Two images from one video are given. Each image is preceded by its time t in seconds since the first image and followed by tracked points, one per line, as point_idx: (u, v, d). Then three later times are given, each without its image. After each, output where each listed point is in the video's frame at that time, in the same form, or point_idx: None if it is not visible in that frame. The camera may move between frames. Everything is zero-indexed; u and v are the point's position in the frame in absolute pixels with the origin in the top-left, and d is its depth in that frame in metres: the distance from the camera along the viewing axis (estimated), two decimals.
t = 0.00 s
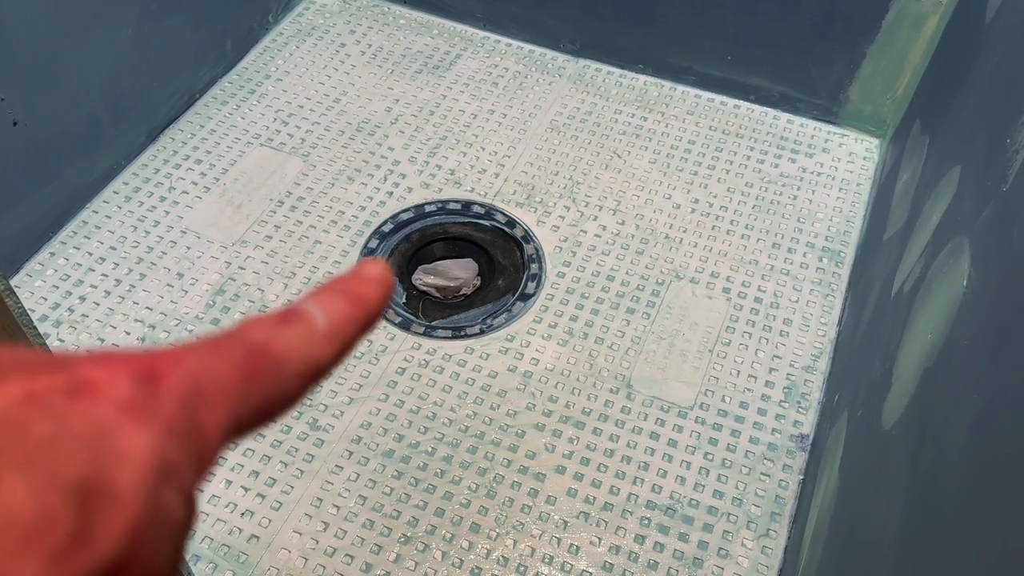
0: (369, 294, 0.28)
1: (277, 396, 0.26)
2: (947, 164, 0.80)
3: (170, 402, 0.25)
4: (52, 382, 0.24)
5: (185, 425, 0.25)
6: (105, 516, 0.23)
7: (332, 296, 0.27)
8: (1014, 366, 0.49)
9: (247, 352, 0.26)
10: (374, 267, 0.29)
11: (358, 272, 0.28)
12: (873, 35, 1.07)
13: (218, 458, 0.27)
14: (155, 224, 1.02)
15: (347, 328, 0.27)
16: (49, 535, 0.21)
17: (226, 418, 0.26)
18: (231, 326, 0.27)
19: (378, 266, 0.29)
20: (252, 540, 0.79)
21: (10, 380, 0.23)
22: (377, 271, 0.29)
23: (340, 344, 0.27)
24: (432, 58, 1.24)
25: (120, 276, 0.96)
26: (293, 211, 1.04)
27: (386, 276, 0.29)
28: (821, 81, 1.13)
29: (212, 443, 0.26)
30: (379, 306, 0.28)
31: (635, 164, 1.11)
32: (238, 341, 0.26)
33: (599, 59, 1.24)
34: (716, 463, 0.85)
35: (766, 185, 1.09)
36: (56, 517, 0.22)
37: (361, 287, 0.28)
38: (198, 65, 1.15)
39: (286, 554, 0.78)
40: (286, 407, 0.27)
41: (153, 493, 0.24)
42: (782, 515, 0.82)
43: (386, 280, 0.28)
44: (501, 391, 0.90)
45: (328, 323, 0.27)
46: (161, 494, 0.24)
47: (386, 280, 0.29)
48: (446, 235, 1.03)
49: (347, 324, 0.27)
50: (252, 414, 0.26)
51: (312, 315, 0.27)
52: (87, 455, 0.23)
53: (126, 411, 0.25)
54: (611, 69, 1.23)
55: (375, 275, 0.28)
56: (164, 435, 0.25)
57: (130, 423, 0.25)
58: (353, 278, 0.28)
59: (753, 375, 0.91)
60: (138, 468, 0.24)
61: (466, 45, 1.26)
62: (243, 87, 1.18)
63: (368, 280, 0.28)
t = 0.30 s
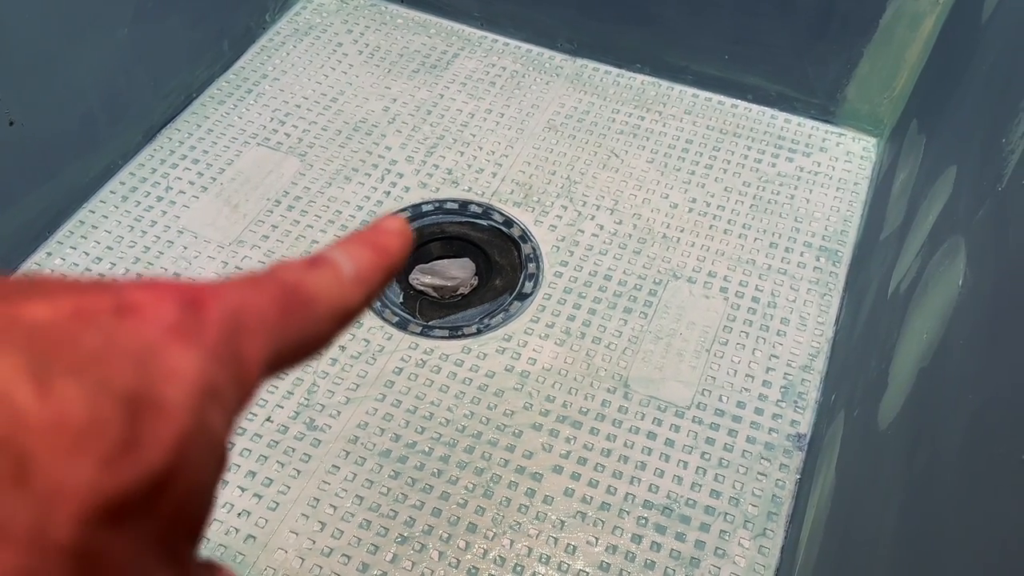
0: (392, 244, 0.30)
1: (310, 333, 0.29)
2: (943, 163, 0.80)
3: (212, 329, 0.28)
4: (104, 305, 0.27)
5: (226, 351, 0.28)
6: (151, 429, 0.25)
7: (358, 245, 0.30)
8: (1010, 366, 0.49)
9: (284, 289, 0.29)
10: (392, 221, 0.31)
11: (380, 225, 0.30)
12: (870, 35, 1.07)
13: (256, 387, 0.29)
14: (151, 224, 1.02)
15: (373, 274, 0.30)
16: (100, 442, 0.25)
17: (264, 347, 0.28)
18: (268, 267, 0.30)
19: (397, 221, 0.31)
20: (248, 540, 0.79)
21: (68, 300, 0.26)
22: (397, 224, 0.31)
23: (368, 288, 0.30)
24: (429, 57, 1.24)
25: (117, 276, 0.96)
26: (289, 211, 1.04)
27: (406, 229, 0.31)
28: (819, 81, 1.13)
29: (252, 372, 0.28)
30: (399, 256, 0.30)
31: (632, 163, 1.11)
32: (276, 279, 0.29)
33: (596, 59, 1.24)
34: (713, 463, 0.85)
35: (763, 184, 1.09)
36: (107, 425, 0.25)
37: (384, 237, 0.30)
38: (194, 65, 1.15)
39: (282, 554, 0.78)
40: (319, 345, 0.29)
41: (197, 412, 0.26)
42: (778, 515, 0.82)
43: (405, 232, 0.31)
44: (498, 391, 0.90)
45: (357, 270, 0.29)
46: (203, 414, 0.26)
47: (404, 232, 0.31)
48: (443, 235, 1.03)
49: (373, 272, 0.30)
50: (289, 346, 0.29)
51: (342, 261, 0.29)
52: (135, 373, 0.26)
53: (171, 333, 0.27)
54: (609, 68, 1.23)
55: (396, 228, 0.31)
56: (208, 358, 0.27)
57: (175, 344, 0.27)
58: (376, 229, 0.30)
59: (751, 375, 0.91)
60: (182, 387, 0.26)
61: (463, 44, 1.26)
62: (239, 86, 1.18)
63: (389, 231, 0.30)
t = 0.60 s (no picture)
0: (417, 221, 0.29)
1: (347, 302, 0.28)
2: (939, 162, 0.80)
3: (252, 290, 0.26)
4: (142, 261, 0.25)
5: (268, 315, 0.26)
6: (198, 388, 0.24)
7: (385, 220, 0.29)
8: (1005, 364, 0.49)
9: (320, 257, 0.27)
10: (417, 197, 0.30)
11: (404, 202, 0.30)
12: (867, 33, 1.07)
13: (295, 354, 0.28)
14: (147, 223, 1.02)
15: (402, 248, 0.29)
16: (148, 398, 0.23)
17: (304, 312, 0.27)
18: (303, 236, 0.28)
19: (421, 197, 0.30)
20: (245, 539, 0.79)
21: (111, 257, 0.25)
22: (421, 200, 0.30)
23: (399, 260, 0.29)
24: (427, 56, 1.24)
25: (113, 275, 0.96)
26: (286, 209, 1.04)
27: (429, 206, 0.30)
28: (816, 79, 1.13)
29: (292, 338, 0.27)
30: (424, 233, 0.30)
31: (629, 162, 1.11)
32: (312, 247, 0.28)
33: (593, 57, 1.24)
34: (710, 462, 0.85)
35: (760, 183, 1.09)
36: (154, 382, 0.23)
37: (409, 213, 0.29)
38: (191, 64, 1.15)
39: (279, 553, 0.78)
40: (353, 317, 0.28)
41: (242, 372, 0.25)
42: (775, 513, 0.82)
43: (429, 210, 0.30)
44: (495, 390, 0.90)
45: (386, 243, 0.28)
46: (248, 375, 0.25)
47: (429, 208, 0.30)
48: (440, 233, 1.03)
49: (402, 247, 0.29)
50: (326, 316, 0.27)
51: (373, 232, 0.28)
52: (179, 330, 0.24)
53: (216, 292, 0.26)
54: (606, 66, 1.23)
55: (421, 204, 0.30)
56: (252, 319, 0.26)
57: (220, 303, 0.25)
58: (400, 205, 0.30)
59: (748, 373, 0.91)
60: (228, 346, 0.25)
61: (460, 43, 1.26)
62: (236, 85, 1.18)
63: (414, 207, 0.30)
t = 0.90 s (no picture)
0: (434, 235, 0.32)
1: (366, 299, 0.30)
2: (940, 161, 0.79)
3: (271, 276, 0.28)
4: (160, 243, 0.26)
5: (285, 299, 0.28)
6: (213, 371, 0.25)
7: (405, 229, 0.31)
8: (1006, 368, 0.48)
9: (339, 254, 0.29)
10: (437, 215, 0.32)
11: (423, 215, 0.32)
12: (868, 31, 1.06)
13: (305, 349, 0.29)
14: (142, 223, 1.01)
15: (420, 256, 0.31)
16: (165, 378, 0.24)
17: (323, 302, 0.29)
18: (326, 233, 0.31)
19: (439, 215, 0.32)
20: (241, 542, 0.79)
21: (126, 235, 0.26)
22: (440, 217, 0.32)
23: (419, 267, 0.31)
24: (424, 53, 1.22)
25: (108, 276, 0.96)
26: (282, 209, 1.03)
27: (446, 224, 0.32)
28: (816, 77, 1.12)
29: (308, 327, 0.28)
30: (439, 247, 0.32)
31: (629, 161, 1.10)
32: (337, 241, 0.30)
33: (592, 55, 1.23)
34: (710, 464, 0.84)
35: (761, 182, 1.08)
36: (170, 362, 0.24)
37: (427, 227, 0.32)
38: (186, 61, 1.14)
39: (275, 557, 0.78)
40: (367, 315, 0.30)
41: (259, 358, 0.26)
42: (776, 516, 0.81)
43: (445, 225, 0.32)
44: (493, 391, 0.89)
45: (406, 250, 0.30)
46: (262, 361, 0.26)
47: (444, 225, 0.32)
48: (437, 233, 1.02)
49: (420, 254, 0.31)
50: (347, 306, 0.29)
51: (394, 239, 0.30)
52: (195, 312, 0.25)
53: (230, 275, 0.27)
54: (605, 64, 1.22)
55: (439, 220, 0.32)
56: (266, 306, 0.27)
57: (236, 287, 0.27)
58: (421, 218, 0.32)
59: (748, 374, 0.90)
60: (241, 328, 0.26)
61: (458, 40, 1.25)
62: (232, 83, 1.17)
63: (433, 222, 0.32)
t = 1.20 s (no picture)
0: (424, 298, 0.39)
1: (334, 349, 0.34)
2: (952, 158, 0.77)
3: (241, 324, 0.31)
4: (132, 289, 0.30)
5: (254, 346, 0.31)
6: (182, 416, 0.28)
7: (395, 290, 0.38)
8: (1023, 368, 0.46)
9: (311, 305, 0.33)
10: (428, 280, 0.40)
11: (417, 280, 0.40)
12: (876, 25, 1.04)
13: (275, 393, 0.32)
14: (133, 221, 0.98)
15: (400, 313, 0.37)
16: (132, 425, 0.26)
17: (287, 352, 0.32)
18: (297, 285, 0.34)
19: (430, 279, 0.40)
20: (234, 550, 0.77)
21: (95, 282, 0.29)
22: (431, 284, 0.40)
23: (392, 324, 0.36)
24: (422, 48, 1.20)
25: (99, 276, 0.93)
26: (276, 207, 1.01)
27: (437, 289, 0.40)
28: (823, 72, 1.10)
29: (274, 376, 0.32)
30: (429, 310, 0.39)
31: (631, 159, 1.08)
32: (308, 296, 0.34)
33: (594, 49, 1.20)
34: (715, 469, 0.82)
35: (766, 180, 1.06)
36: (137, 409, 0.27)
37: (417, 290, 0.39)
38: (180, 55, 1.11)
39: (268, 565, 0.76)
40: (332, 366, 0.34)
41: (226, 404, 0.29)
42: (784, 523, 0.79)
43: (437, 293, 0.40)
44: (492, 395, 0.87)
45: (386, 309, 0.36)
46: (229, 405, 0.29)
47: (437, 291, 0.40)
48: (436, 233, 1.00)
49: (401, 311, 0.37)
50: (310, 354, 0.33)
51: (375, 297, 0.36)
52: (166, 357, 0.28)
53: (199, 322, 0.30)
54: (607, 60, 1.19)
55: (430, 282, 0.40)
56: (235, 350, 0.30)
57: (205, 333, 0.30)
58: (415, 282, 0.39)
59: (754, 377, 0.88)
60: (208, 374, 0.29)
61: (456, 34, 1.22)
62: (226, 78, 1.14)
63: (423, 287, 0.39)
